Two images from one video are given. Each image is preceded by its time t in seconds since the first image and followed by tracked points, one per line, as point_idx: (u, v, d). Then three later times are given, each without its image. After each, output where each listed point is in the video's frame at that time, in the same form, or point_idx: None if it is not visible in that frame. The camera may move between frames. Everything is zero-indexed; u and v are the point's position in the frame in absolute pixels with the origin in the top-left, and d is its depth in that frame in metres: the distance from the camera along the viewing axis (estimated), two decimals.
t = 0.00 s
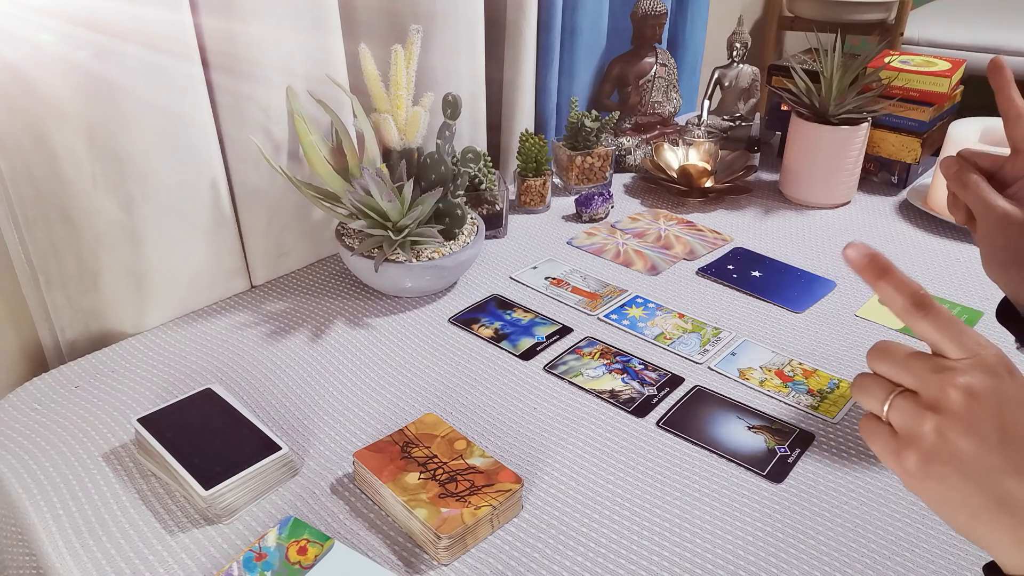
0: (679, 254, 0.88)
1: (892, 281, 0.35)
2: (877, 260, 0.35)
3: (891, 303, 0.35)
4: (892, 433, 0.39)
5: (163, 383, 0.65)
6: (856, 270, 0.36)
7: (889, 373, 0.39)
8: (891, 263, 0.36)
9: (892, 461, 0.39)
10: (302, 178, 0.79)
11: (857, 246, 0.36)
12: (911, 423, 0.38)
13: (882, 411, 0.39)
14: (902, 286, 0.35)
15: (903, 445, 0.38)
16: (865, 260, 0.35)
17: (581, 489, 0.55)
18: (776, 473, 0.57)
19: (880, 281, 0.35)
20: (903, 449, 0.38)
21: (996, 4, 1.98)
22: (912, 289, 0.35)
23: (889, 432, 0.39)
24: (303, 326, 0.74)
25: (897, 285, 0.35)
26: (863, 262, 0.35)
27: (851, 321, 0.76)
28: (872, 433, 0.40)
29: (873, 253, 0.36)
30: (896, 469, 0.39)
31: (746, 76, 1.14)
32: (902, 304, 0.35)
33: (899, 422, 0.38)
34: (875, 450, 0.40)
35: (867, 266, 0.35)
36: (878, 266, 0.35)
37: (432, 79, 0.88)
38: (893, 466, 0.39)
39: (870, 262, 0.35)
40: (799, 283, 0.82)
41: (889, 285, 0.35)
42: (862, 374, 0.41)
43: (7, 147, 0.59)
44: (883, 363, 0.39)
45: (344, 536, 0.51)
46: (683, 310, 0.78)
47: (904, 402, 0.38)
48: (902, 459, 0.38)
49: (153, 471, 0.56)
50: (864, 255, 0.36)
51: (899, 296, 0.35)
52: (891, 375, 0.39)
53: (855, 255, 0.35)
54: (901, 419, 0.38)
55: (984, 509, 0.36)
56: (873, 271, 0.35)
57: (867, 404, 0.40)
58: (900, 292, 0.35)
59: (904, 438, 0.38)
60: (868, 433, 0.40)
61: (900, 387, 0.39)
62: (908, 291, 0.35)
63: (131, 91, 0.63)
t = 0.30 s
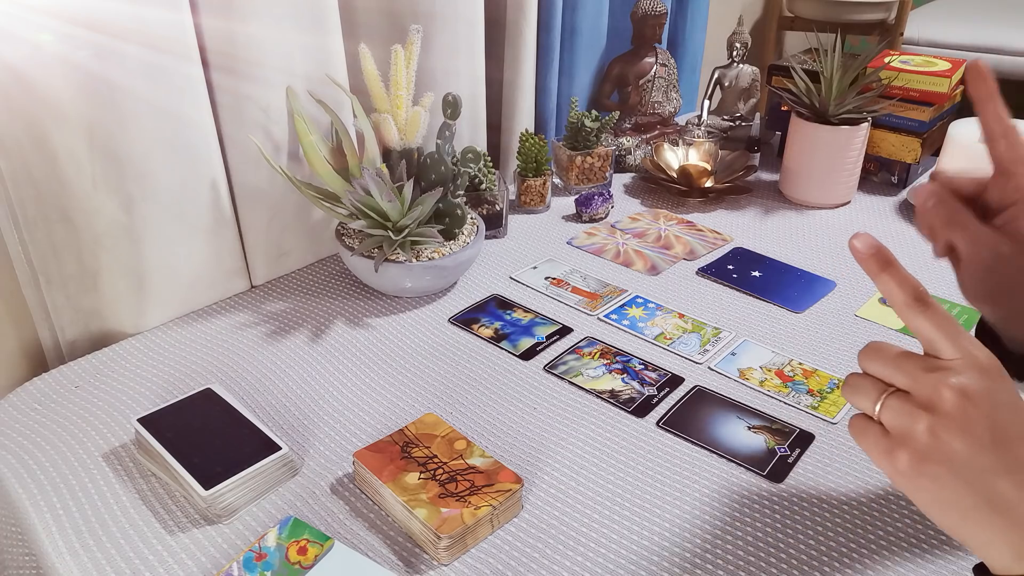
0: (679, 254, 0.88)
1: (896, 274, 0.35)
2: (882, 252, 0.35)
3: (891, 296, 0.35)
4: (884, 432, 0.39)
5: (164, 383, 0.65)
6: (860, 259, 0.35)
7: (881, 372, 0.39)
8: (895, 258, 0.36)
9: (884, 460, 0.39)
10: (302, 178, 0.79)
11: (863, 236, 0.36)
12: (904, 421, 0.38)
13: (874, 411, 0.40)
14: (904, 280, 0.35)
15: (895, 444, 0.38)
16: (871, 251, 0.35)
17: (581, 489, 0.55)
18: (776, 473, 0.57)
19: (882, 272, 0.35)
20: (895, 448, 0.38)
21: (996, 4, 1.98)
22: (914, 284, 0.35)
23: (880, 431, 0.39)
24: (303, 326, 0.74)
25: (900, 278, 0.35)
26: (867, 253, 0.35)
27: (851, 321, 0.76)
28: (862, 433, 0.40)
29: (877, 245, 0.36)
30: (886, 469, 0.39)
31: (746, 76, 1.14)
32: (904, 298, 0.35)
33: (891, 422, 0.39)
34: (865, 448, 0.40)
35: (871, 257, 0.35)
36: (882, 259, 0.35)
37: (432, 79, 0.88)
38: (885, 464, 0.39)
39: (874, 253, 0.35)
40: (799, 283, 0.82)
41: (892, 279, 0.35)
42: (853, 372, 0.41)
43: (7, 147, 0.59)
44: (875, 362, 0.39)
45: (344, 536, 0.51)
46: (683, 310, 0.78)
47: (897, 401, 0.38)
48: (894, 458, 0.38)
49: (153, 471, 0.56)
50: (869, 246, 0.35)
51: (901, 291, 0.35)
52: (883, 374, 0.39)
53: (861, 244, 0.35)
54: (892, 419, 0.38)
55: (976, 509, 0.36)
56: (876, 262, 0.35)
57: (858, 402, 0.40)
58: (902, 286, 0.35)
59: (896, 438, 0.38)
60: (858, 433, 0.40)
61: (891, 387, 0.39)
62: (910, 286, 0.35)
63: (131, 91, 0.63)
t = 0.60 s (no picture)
0: (679, 254, 0.88)
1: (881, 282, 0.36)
2: (867, 261, 0.36)
3: (878, 302, 0.37)
4: (876, 433, 0.42)
5: (163, 383, 0.65)
6: (847, 270, 0.37)
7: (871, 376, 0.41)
8: (876, 264, 0.37)
9: (876, 459, 0.42)
10: (302, 178, 0.79)
11: (849, 247, 0.37)
12: (894, 422, 0.40)
13: (866, 412, 0.42)
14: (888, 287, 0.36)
15: (886, 444, 0.41)
16: (857, 260, 0.36)
17: (581, 489, 0.55)
18: (776, 473, 0.57)
19: (868, 282, 0.36)
20: (886, 448, 0.41)
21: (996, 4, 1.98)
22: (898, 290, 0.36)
23: (873, 432, 0.42)
24: (303, 326, 0.74)
25: (885, 286, 0.36)
26: (854, 264, 0.36)
27: (851, 321, 0.76)
28: (856, 433, 0.43)
29: (862, 255, 0.37)
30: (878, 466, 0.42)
31: (746, 76, 1.14)
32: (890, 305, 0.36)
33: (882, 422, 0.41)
34: (859, 448, 0.43)
35: (857, 266, 0.36)
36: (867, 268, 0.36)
37: (432, 79, 0.88)
38: (876, 463, 0.42)
39: (860, 263, 0.36)
40: (799, 283, 0.82)
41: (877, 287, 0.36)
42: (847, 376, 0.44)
43: (6, 146, 0.59)
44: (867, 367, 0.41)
45: (344, 536, 0.51)
46: (683, 310, 0.78)
47: (886, 403, 0.41)
48: (885, 457, 0.41)
49: (153, 471, 0.56)
50: (854, 256, 0.37)
51: (887, 297, 0.36)
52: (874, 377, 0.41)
53: (847, 256, 0.36)
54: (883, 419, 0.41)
55: (965, 506, 0.39)
56: (862, 271, 0.36)
57: (851, 404, 0.43)
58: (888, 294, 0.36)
59: (887, 437, 0.41)
60: (853, 433, 0.43)
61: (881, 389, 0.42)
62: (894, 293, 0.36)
63: (131, 91, 0.63)
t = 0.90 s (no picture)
0: (679, 254, 0.88)
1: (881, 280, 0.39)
2: (867, 262, 0.39)
3: (883, 299, 0.39)
4: (889, 426, 0.42)
5: (163, 383, 0.65)
6: (849, 271, 0.39)
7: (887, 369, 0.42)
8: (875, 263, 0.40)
9: (888, 454, 0.42)
10: (302, 178, 0.79)
11: (848, 250, 0.39)
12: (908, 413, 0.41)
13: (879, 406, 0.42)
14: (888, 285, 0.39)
15: (898, 437, 0.41)
16: (857, 262, 0.39)
17: (581, 489, 0.55)
18: (776, 474, 0.57)
19: (871, 280, 0.39)
20: (898, 440, 0.41)
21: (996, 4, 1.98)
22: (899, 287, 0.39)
23: (885, 425, 0.42)
24: (304, 326, 0.74)
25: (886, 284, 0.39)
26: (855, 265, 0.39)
27: (851, 321, 0.76)
28: (869, 428, 0.43)
29: (861, 256, 0.39)
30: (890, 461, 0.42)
31: (746, 76, 1.14)
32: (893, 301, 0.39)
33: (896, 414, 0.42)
34: (871, 443, 0.43)
35: (857, 267, 0.39)
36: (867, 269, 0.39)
37: (432, 79, 0.88)
38: (888, 457, 0.42)
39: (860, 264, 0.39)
40: (799, 283, 0.82)
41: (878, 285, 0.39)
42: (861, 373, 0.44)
43: (6, 146, 0.59)
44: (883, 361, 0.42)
45: (344, 536, 0.51)
46: (683, 310, 0.78)
47: (901, 395, 0.41)
48: (897, 450, 0.41)
49: (153, 471, 0.56)
50: (854, 258, 0.39)
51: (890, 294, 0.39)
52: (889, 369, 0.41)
53: (850, 259, 0.39)
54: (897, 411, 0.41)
55: (976, 499, 0.39)
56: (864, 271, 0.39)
57: (865, 400, 0.43)
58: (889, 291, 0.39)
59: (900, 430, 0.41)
60: (865, 428, 0.43)
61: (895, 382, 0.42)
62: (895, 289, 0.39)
63: (131, 91, 0.63)
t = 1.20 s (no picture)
0: (679, 254, 0.88)
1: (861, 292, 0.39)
2: (846, 273, 0.39)
3: (864, 311, 0.39)
4: (873, 437, 0.42)
5: (163, 383, 0.65)
6: (829, 283, 0.39)
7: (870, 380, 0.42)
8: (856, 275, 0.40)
9: (873, 464, 0.41)
10: (302, 178, 0.79)
11: (828, 262, 0.39)
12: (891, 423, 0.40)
13: (863, 416, 0.42)
14: (870, 297, 0.39)
15: (883, 446, 0.41)
16: (836, 274, 0.39)
17: (581, 489, 0.55)
18: (776, 474, 0.57)
19: (851, 291, 0.39)
20: (884, 450, 0.41)
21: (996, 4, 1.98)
22: (880, 299, 0.39)
23: (869, 436, 0.42)
24: (303, 326, 0.74)
25: (865, 296, 0.39)
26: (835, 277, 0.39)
27: (850, 321, 0.76)
28: (853, 439, 0.43)
29: (841, 268, 0.39)
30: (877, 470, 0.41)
31: (746, 76, 1.14)
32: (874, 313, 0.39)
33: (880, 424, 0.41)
34: (856, 453, 0.43)
35: (837, 280, 0.39)
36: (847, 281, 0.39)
37: (432, 79, 0.88)
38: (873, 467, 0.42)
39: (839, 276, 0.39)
40: (799, 283, 0.82)
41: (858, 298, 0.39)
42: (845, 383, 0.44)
43: (7, 146, 0.59)
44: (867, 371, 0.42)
45: (344, 536, 0.51)
46: (683, 310, 0.78)
47: (884, 405, 0.41)
48: (882, 460, 0.41)
49: (153, 471, 0.56)
50: (834, 270, 0.39)
51: (870, 306, 0.39)
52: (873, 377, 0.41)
53: (827, 270, 0.39)
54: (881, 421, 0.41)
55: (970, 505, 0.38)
56: (844, 282, 0.39)
57: (849, 410, 0.43)
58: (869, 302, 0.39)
59: (884, 440, 0.41)
60: (851, 439, 0.43)
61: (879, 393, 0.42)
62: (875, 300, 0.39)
63: (131, 91, 0.63)
